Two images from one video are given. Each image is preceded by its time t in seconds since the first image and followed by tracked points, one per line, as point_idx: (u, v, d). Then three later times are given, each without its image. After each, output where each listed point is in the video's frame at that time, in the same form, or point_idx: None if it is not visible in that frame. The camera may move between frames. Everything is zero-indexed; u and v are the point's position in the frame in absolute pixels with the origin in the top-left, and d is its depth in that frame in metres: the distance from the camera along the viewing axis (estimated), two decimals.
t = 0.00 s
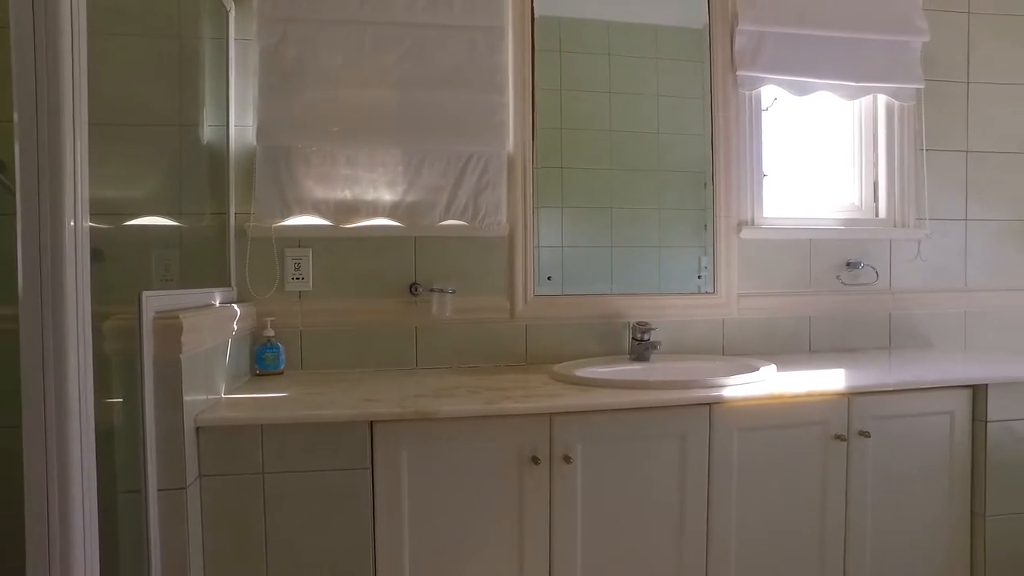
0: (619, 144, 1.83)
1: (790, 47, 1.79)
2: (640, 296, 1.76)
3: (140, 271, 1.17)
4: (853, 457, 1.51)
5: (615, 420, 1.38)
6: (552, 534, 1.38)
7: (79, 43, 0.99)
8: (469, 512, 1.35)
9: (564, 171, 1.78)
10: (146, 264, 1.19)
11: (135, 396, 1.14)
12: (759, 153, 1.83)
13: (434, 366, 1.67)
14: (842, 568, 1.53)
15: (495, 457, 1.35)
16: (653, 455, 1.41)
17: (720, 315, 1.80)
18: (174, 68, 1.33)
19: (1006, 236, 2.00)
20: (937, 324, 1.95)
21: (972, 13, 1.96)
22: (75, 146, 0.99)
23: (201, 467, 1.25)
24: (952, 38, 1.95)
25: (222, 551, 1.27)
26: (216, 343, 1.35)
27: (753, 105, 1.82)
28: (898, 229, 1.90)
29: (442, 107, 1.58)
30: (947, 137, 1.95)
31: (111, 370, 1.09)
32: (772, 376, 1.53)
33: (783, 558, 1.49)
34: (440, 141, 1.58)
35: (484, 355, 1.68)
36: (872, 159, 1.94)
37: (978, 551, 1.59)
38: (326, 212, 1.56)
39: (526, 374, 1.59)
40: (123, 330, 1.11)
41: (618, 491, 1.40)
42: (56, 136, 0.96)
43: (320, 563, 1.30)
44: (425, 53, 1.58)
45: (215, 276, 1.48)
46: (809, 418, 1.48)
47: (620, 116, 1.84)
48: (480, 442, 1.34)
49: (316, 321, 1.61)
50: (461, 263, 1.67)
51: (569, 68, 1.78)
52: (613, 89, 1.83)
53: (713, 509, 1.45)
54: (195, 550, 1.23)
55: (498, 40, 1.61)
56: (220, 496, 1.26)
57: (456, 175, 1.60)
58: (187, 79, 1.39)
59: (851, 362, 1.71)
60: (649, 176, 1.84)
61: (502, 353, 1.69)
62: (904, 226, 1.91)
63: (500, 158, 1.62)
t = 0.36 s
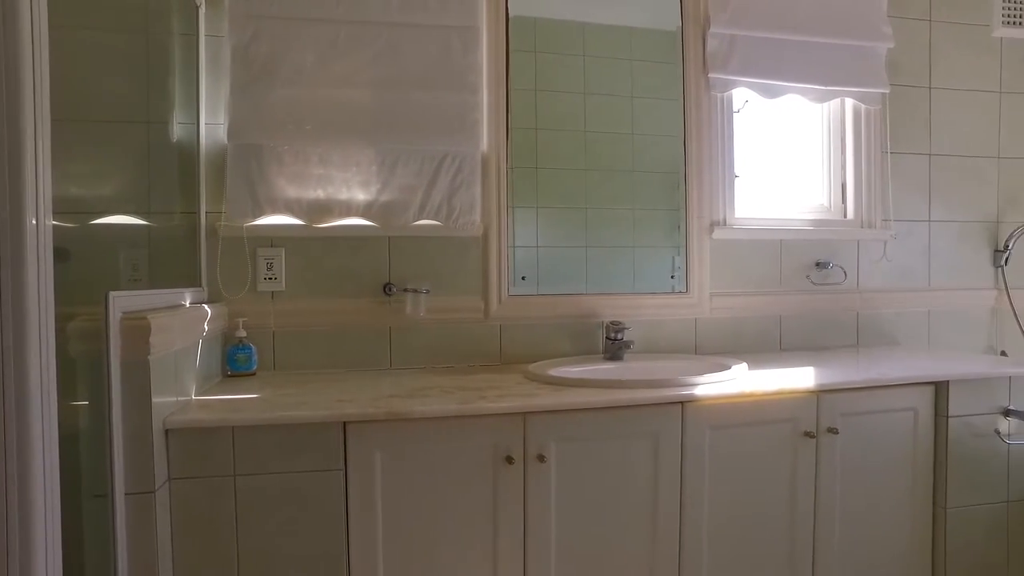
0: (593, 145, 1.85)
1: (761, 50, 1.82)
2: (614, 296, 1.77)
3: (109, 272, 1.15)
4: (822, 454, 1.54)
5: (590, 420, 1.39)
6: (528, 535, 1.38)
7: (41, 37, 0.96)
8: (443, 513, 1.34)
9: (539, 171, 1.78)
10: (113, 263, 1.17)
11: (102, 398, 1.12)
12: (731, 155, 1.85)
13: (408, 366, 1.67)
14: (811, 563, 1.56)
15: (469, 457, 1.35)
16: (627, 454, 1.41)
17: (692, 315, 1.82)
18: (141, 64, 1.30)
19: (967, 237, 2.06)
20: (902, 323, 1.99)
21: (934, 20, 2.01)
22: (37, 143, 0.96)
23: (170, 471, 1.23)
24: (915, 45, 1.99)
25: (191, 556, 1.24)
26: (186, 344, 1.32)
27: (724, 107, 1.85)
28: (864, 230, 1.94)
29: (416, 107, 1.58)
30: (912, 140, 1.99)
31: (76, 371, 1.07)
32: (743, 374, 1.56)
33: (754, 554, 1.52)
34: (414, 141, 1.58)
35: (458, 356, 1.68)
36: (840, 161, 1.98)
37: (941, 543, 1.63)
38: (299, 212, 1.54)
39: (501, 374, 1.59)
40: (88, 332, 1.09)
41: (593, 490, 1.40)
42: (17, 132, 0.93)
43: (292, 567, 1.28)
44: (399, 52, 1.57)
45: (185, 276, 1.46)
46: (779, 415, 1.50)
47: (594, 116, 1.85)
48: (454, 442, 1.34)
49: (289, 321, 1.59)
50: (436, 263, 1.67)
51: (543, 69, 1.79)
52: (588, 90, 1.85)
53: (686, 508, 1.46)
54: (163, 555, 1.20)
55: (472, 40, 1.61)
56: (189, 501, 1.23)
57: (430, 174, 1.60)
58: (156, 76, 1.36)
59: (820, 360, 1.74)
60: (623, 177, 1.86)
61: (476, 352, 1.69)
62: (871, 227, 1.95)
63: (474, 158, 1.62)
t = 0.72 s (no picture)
0: (567, 146, 1.86)
1: (732, 53, 1.84)
2: (587, 296, 1.78)
3: (72, 272, 1.13)
4: (790, 452, 1.57)
5: (563, 420, 1.40)
6: (501, 535, 1.38)
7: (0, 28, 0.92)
8: (416, 515, 1.34)
9: (514, 171, 1.79)
10: (77, 264, 1.14)
11: (66, 402, 1.09)
12: (703, 157, 1.88)
13: (381, 367, 1.66)
14: (780, 558, 1.58)
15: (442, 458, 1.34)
16: (600, 454, 1.43)
17: (664, 315, 1.84)
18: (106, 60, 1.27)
19: (930, 239, 2.12)
20: (868, 323, 2.04)
21: (897, 27, 2.06)
22: None
23: (137, 475, 1.21)
24: (880, 51, 2.04)
25: (158, 562, 1.22)
26: (153, 345, 1.30)
27: (696, 109, 1.87)
28: (832, 232, 1.98)
29: (390, 107, 1.57)
30: (877, 144, 2.04)
31: (36, 375, 1.03)
32: (714, 374, 1.58)
33: (724, 551, 1.54)
34: (388, 141, 1.57)
35: (432, 357, 1.68)
36: (809, 164, 2.02)
37: (904, 538, 1.67)
38: (270, 212, 1.53)
39: (474, 375, 1.59)
40: (50, 334, 1.06)
41: (566, 490, 1.41)
42: None
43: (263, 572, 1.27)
44: (372, 51, 1.56)
45: (154, 277, 1.43)
46: (749, 414, 1.53)
47: (569, 117, 1.86)
48: (427, 443, 1.34)
49: (260, 323, 1.58)
50: (409, 264, 1.66)
51: (518, 69, 1.79)
52: (562, 91, 1.86)
53: (658, 506, 1.47)
54: (129, 561, 1.18)
55: (446, 40, 1.61)
56: (156, 505, 1.21)
57: (403, 175, 1.59)
58: (122, 72, 1.33)
59: (789, 359, 1.77)
60: (596, 178, 1.88)
61: (450, 353, 1.69)
62: (838, 229, 2.00)
63: (447, 158, 1.62)
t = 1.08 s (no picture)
0: (541, 146, 1.87)
1: (705, 56, 1.86)
2: (562, 297, 1.79)
3: (36, 271, 1.10)
4: (760, 450, 1.59)
5: (536, 420, 1.40)
6: (475, 536, 1.38)
7: None
8: (389, 517, 1.33)
9: (488, 172, 1.79)
10: (42, 263, 1.12)
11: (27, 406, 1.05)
12: (675, 158, 1.90)
13: (355, 368, 1.65)
14: (751, 554, 1.61)
15: (416, 459, 1.34)
16: (573, 453, 1.43)
17: (637, 315, 1.85)
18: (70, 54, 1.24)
19: (895, 240, 2.17)
20: (837, 323, 2.08)
21: (864, 33, 2.11)
22: None
23: (103, 480, 1.18)
24: (847, 56, 2.09)
25: (124, 568, 1.20)
26: (121, 347, 1.28)
27: (669, 111, 1.89)
28: (802, 233, 2.02)
29: (363, 106, 1.56)
30: (845, 147, 2.08)
31: None
32: (686, 373, 1.60)
33: (696, 549, 1.55)
34: (361, 141, 1.56)
35: (405, 357, 1.67)
36: (780, 166, 2.06)
37: (870, 533, 1.71)
38: (241, 212, 1.51)
39: (448, 375, 1.59)
40: (11, 336, 1.02)
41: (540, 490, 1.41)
42: None
43: None
44: (346, 50, 1.55)
45: (121, 277, 1.41)
46: (720, 413, 1.55)
47: (543, 118, 1.87)
48: (400, 444, 1.33)
49: (231, 324, 1.56)
50: (383, 264, 1.65)
51: (493, 70, 1.80)
52: (537, 92, 1.87)
53: (631, 505, 1.49)
54: (94, 567, 1.16)
55: (420, 40, 1.61)
56: (123, 510, 1.19)
57: (377, 175, 1.59)
58: (88, 68, 1.31)
59: (759, 359, 1.80)
60: (571, 178, 1.89)
61: (424, 354, 1.69)
62: (808, 230, 2.03)
63: (422, 158, 1.62)
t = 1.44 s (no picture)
0: (519, 146, 1.88)
1: (680, 58, 1.88)
2: (539, 297, 1.80)
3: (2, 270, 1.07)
4: (733, 447, 1.62)
5: (513, 419, 1.41)
6: (452, 536, 1.38)
7: None
8: (365, 517, 1.33)
9: (466, 172, 1.79)
10: (8, 262, 1.09)
11: None
12: (650, 159, 1.92)
13: (330, 369, 1.64)
14: (725, 550, 1.63)
15: (392, 459, 1.34)
16: (550, 452, 1.44)
17: (613, 314, 1.87)
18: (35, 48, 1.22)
19: (866, 241, 2.21)
20: (809, 322, 2.12)
21: (836, 37, 2.15)
22: None
23: (72, 484, 1.16)
24: (820, 59, 2.12)
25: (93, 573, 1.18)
26: (90, 349, 1.26)
27: (645, 113, 1.91)
28: (775, 233, 2.05)
29: (339, 105, 1.55)
30: (817, 149, 2.12)
31: None
32: (661, 372, 1.62)
33: (671, 546, 1.57)
34: (337, 140, 1.55)
35: (382, 357, 1.67)
36: (754, 167, 2.09)
37: (840, 528, 1.75)
38: (215, 211, 1.49)
39: (425, 375, 1.59)
40: None
41: (517, 489, 1.42)
42: None
43: None
44: (321, 48, 1.54)
45: (91, 277, 1.38)
46: (694, 412, 1.57)
47: (521, 118, 1.88)
48: (376, 445, 1.33)
49: (205, 324, 1.54)
50: (359, 264, 1.65)
51: (470, 70, 1.80)
52: (514, 92, 1.87)
53: (607, 503, 1.50)
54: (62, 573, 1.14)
55: (397, 39, 1.60)
56: (92, 514, 1.17)
57: (353, 174, 1.58)
58: (54, 62, 1.28)
59: (733, 357, 1.83)
60: (548, 178, 1.90)
61: (400, 354, 1.68)
62: (781, 231, 2.07)
63: (398, 158, 1.61)
